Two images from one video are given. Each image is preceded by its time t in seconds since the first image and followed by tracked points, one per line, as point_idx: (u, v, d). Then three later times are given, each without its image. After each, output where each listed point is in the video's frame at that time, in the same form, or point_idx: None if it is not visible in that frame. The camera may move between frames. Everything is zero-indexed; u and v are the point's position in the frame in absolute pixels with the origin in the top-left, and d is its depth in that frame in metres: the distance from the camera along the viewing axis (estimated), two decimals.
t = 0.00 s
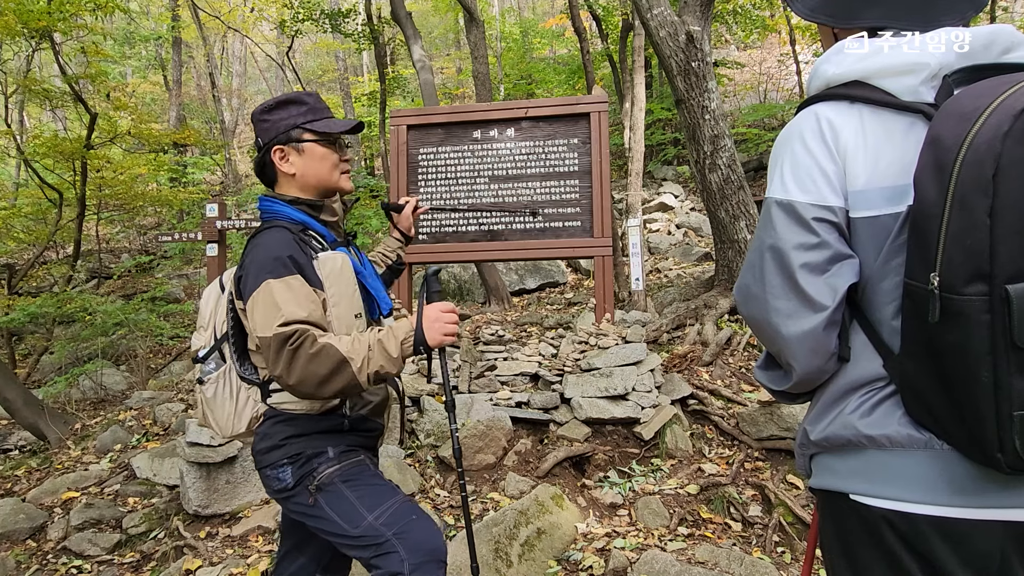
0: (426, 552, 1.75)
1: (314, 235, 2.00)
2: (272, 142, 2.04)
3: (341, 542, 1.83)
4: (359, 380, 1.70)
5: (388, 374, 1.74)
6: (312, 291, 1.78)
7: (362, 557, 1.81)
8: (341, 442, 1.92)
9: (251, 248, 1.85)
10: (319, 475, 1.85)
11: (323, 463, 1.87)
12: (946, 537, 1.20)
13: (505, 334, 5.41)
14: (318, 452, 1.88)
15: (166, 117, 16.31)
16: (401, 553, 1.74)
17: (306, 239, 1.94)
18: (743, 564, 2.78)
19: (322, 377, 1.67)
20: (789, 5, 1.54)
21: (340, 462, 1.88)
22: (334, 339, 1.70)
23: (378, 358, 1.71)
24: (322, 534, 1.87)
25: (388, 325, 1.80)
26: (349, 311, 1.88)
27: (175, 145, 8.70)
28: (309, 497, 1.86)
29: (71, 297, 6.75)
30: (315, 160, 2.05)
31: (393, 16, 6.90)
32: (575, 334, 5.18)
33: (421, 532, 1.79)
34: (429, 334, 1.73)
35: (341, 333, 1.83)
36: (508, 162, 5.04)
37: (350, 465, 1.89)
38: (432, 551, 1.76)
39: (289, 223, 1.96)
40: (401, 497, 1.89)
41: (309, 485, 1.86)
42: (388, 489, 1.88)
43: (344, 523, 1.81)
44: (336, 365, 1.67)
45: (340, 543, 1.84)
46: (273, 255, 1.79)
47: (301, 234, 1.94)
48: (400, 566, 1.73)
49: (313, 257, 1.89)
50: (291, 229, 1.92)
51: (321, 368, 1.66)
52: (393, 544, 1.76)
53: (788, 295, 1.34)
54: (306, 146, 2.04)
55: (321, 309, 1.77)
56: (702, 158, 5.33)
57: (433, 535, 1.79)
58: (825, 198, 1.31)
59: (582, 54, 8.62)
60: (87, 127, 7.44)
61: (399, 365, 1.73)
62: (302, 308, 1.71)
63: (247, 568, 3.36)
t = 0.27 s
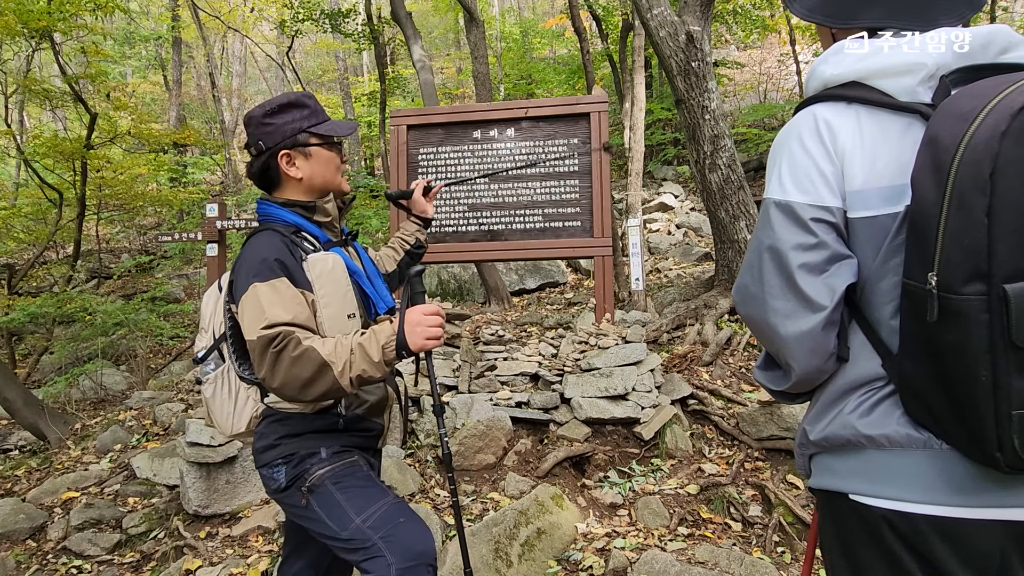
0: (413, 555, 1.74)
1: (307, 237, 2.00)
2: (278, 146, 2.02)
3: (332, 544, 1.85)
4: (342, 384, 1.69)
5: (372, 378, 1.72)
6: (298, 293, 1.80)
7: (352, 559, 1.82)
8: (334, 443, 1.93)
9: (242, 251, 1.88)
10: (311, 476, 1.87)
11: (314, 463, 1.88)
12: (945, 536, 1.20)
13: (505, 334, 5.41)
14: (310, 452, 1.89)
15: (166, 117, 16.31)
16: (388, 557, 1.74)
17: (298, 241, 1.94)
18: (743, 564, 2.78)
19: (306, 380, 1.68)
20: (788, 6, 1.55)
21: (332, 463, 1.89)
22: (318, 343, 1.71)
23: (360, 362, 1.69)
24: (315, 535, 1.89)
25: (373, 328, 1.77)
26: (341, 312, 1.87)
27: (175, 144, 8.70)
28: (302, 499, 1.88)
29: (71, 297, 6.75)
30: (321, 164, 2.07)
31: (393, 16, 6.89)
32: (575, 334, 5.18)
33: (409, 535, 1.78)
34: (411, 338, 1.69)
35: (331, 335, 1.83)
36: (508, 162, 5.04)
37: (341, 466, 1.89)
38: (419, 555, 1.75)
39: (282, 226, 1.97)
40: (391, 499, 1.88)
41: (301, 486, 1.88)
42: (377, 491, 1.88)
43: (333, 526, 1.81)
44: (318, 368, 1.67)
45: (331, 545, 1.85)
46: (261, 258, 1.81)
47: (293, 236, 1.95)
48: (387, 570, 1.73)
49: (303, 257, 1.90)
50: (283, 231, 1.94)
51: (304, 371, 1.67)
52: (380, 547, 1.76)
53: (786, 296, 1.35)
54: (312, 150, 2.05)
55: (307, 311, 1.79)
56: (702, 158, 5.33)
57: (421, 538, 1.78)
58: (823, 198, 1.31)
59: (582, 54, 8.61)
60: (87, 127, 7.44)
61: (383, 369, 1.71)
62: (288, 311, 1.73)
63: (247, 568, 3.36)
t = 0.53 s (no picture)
0: (403, 557, 1.74)
1: (305, 240, 2.00)
2: (275, 150, 2.02)
3: (325, 543, 1.85)
4: (332, 388, 1.68)
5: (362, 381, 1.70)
6: (291, 297, 1.81)
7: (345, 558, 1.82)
8: (330, 443, 1.93)
9: (239, 254, 1.90)
10: (306, 475, 1.87)
11: (309, 463, 1.88)
12: (944, 537, 1.20)
13: (505, 334, 5.42)
14: (306, 452, 1.90)
15: (166, 117, 16.31)
16: (377, 557, 1.74)
17: (294, 244, 1.95)
18: (743, 564, 2.78)
19: (297, 384, 1.68)
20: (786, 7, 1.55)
21: (327, 463, 1.89)
22: (308, 347, 1.71)
23: (349, 365, 1.67)
24: (310, 533, 1.90)
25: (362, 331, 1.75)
26: (336, 315, 1.87)
27: (175, 144, 8.70)
28: (297, 498, 1.89)
29: (71, 297, 6.75)
30: (319, 167, 2.06)
31: (393, 16, 6.90)
32: (575, 334, 5.17)
33: (399, 536, 1.77)
34: (398, 341, 1.65)
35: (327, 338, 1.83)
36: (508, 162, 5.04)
37: (335, 466, 1.89)
38: (408, 557, 1.75)
39: (279, 230, 1.98)
40: (384, 499, 1.88)
41: (297, 485, 1.89)
42: (371, 491, 1.88)
43: (326, 525, 1.82)
44: (308, 373, 1.67)
45: (324, 543, 1.86)
46: (255, 263, 1.83)
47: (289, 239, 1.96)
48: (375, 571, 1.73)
49: (298, 261, 1.91)
50: (279, 234, 1.95)
51: (294, 376, 1.68)
52: (370, 547, 1.75)
53: (785, 296, 1.34)
54: (310, 153, 2.04)
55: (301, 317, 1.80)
56: (702, 158, 5.33)
57: (411, 540, 1.78)
58: (821, 199, 1.31)
59: (582, 54, 8.61)
60: (87, 127, 7.44)
61: (372, 372, 1.69)
62: (281, 316, 1.74)
63: (247, 568, 3.36)
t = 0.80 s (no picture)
0: (388, 560, 1.73)
1: (300, 240, 2.00)
2: (269, 150, 2.05)
3: (315, 544, 1.86)
4: (317, 389, 1.69)
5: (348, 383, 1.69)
6: (282, 297, 1.81)
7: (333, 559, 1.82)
8: (322, 443, 1.93)
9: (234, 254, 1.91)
10: (297, 475, 1.88)
11: (300, 463, 1.89)
12: (943, 537, 1.20)
13: (505, 334, 5.42)
14: (297, 452, 1.91)
15: (166, 117, 16.32)
16: (362, 560, 1.73)
17: (288, 244, 1.95)
18: (743, 564, 2.78)
19: (283, 384, 1.69)
20: (786, 9, 1.56)
21: (317, 463, 1.89)
22: (296, 347, 1.71)
23: (334, 368, 1.67)
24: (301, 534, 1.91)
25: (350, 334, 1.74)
26: (328, 315, 1.85)
27: (175, 144, 8.70)
28: (288, 498, 1.90)
29: (71, 297, 6.75)
30: (312, 167, 2.06)
31: (393, 16, 6.89)
32: (575, 334, 5.18)
33: (385, 539, 1.76)
34: (383, 346, 1.63)
35: (318, 337, 1.82)
36: (508, 162, 5.04)
37: (325, 466, 1.89)
38: (393, 560, 1.74)
39: (275, 230, 1.99)
40: (373, 501, 1.87)
41: (288, 485, 1.90)
42: (359, 492, 1.87)
43: (315, 526, 1.82)
44: (293, 373, 1.68)
45: (315, 544, 1.86)
46: (247, 261, 1.85)
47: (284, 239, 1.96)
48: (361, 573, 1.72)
49: (291, 262, 1.91)
50: (274, 234, 1.96)
51: (281, 376, 1.69)
52: (356, 550, 1.75)
53: (785, 296, 1.35)
54: (303, 153, 2.06)
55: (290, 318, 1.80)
56: (702, 158, 5.33)
57: (397, 543, 1.76)
58: (821, 199, 1.31)
59: (582, 54, 8.62)
60: (87, 127, 7.44)
61: (358, 375, 1.68)
62: (271, 315, 1.75)
63: (247, 568, 3.36)
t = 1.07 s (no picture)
0: (382, 561, 1.72)
1: (296, 240, 1.99)
2: (266, 150, 2.06)
3: (312, 544, 1.86)
4: (301, 391, 1.68)
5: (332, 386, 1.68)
6: (273, 296, 1.81)
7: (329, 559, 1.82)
8: (316, 443, 1.93)
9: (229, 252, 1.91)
10: (291, 475, 1.88)
11: (293, 464, 1.90)
12: (942, 537, 1.20)
13: (505, 334, 5.42)
14: (292, 451, 1.91)
15: (166, 117, 16.32)
16: (357, 561, 1.73)
17: (284, 244, 1.94)
18: (743, 564, 2.79)
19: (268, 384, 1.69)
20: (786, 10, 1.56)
21: (311, 464, 1.89)
22: (282, 348, 1.70)
23: (319, 371, 1.67)
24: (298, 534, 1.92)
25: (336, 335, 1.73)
26: (321, 315, 1.85)
27: (175, 144, 8.70)
28: (284, 499, 1.90)
29: (71, 297, 6.76)
30: (310, 167, 2.07)
31: (393, 16, 6.89)
32: (575, 334, 5.18)
33: (379, 540, 1.76)
34: (366, 352, 1.60)
35: (308, 338, 1.82)
36: (508, 162, 5.04)
37: (319, 467, 1.89)
38: (387, 561, 1.73)
39: (271, 230, 1.98)
40: (367, 501, 1.87)
41: (282, 485, 1.90)
42: (354, 492, 1.87)
43: (310, 527, 1.82)
44: (278, 375, 1.67)
45: (311, 544, 1.87)
46: (241, 259, 1.85)
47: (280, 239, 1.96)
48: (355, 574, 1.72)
49: (284, 260, 1.90)
50: (269, 234, 1.96)
51: (267, 376, 1.68)
52: (351, 551, 1.75)
53: (785, 296, 1.35)
54: (300, 153, 2.06)
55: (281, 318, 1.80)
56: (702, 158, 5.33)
57: (392, 544, 1.76)
58: (821, 199, 1.31)
59: (582, 54, 8.62)
60: (87, 127, 7.44)
61: (342, 378, 1.67)
62: (260, 314, 1.75)
63: (247, 568, 3.36)
